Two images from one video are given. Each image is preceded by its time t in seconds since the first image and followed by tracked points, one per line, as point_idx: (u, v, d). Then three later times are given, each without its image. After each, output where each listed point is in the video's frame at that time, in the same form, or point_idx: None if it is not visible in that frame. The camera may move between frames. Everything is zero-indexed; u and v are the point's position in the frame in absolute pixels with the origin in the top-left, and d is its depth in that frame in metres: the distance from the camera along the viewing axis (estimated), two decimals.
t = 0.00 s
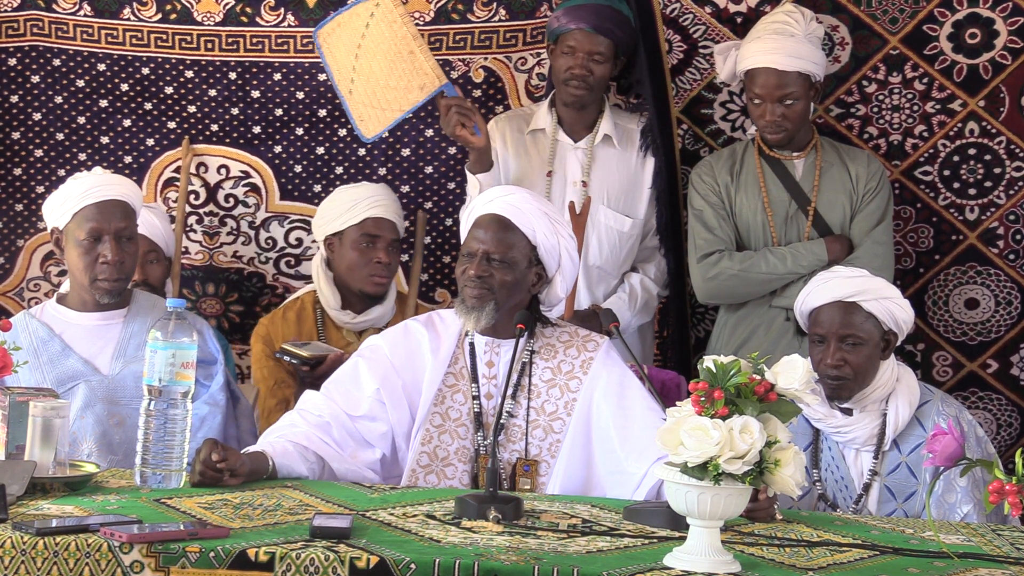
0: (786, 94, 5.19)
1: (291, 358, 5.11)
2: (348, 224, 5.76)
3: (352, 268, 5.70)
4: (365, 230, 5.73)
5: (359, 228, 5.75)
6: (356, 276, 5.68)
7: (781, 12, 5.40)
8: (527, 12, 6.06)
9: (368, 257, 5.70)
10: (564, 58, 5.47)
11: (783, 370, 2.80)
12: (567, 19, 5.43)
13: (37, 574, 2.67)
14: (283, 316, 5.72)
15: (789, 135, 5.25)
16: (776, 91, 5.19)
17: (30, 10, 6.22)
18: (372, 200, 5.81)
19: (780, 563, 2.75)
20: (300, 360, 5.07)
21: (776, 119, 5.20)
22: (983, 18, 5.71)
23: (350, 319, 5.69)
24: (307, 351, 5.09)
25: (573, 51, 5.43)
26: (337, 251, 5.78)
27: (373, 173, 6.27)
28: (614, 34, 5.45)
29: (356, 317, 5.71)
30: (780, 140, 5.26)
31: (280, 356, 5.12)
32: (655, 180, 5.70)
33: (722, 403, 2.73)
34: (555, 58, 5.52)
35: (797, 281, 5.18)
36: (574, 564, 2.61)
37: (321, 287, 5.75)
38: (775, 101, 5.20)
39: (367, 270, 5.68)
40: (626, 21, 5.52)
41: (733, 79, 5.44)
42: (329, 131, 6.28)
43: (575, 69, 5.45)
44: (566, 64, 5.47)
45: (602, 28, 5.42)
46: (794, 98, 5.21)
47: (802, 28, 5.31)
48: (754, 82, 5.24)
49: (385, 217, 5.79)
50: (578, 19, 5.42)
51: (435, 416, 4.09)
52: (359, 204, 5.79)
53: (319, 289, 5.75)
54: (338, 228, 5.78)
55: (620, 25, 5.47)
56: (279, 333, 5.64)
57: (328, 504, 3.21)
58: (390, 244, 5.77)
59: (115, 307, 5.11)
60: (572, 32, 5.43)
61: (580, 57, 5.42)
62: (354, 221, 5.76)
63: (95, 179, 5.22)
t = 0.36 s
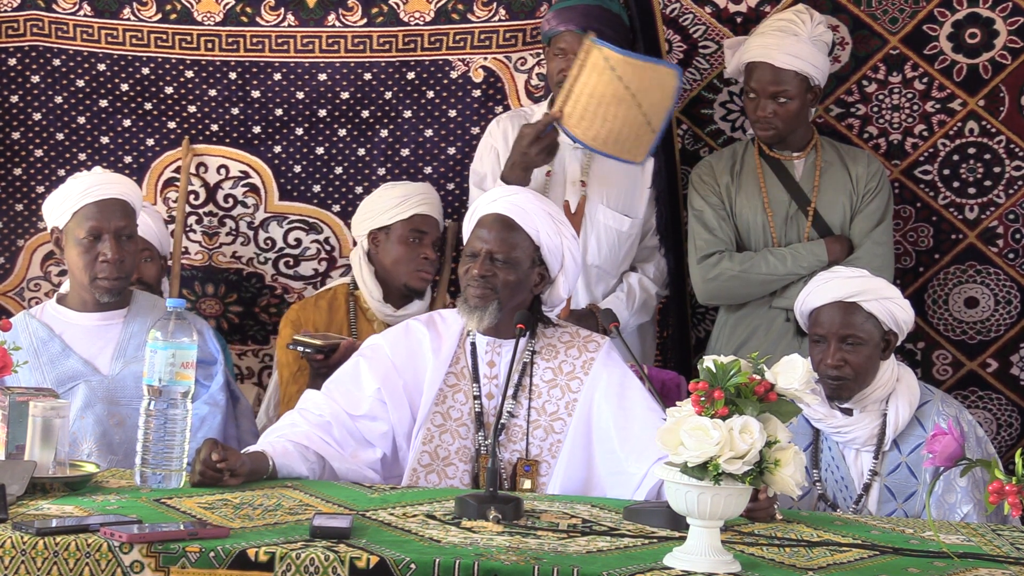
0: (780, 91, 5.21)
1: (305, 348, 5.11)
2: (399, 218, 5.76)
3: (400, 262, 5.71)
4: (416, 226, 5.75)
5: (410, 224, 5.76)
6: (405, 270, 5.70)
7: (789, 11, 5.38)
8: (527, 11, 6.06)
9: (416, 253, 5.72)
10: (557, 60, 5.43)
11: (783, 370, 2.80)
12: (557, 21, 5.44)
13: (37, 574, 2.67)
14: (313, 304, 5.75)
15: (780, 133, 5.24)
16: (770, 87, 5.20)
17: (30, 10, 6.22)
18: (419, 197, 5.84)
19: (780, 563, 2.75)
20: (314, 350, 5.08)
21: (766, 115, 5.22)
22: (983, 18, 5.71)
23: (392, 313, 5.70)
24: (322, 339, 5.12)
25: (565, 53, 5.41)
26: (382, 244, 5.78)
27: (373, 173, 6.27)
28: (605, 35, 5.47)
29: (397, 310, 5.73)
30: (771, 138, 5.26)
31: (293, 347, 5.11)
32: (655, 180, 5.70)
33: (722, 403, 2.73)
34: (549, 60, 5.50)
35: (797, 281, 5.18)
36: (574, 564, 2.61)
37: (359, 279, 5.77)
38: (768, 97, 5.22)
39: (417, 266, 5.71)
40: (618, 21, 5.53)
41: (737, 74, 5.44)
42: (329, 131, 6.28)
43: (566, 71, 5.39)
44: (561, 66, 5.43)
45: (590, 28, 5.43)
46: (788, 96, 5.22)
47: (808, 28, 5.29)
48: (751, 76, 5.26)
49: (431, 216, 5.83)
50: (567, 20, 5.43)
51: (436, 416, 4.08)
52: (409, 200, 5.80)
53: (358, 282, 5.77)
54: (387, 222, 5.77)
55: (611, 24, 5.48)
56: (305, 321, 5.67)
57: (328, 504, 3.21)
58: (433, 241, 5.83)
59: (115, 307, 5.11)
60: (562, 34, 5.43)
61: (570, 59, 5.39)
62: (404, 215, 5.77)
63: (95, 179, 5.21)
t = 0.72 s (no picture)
0: (780, 90, 5.20)
1: (315, 343, 5.07)
2: (397, 218, 5.76)
3: (401, 261, 5.70)
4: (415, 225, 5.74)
5: (409, 223, 5.75)
6: (408, 270, 5.68)
7: (789, 10, 5.38)
8: (527, 12, 6.06)
9: (418, 251, 5.70)
10: (563, 59, 5.47)
11: (783, 370, 2.80)
12: (565, 21, 5.43)
13: (37, 574, 2.67)
14: (324, 301, 5.78)
15: (780, 133, 5.24)
16: (771, 87, 5.20)
17: (30, 10, 6.21)
18: (418, 194, 5.82)
19: (779, 563, 2.75)
20: (322, 342, 5.05)
21: (766, 114, 5.21)
22: (983, 18, 5.71)
23: (400, 312, 5.70)
24: (331, 333, 5.11)
25: (571, 54, 5.43)
26: (384, 244, 5.78)
27: (373, 173, 6.27)
28: (611, 35, 5.44)
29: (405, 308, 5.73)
30: (772, 138, 5.25)
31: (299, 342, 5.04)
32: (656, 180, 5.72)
33: (722, 403, 2.73)
34: (555, 60, 5.53)
35: (797, 282, 5.18)
36: (574, 564, 2.61)
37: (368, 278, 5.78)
38: (769, 97, 5.21)
39: (419, 264, 5.69)
40: (625, 21, 5.50)
41: (737, 74, 5.45)
42: (329, 131, 6.28)
43: (573, 72, 5.45)
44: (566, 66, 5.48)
45: (599, 29, 5.41)
46: (788, 96, 5.22)
47: (807, 28, 5.30)
48: (751, 76, 5.26)
49: (432, 213, 5.80)
50: (575, 20, 5.42)
51: (436, 416, 4.08)
52: (408, 197, 5.79)
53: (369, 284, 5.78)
54: (387, 222, 5.77)
55: (618, 24, 5.45)
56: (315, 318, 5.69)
57: (327, 504, 3.21)
58: (437, 237, 5.80)
59: (115, 307, 5.11)
60: (570, 34, 5.43)
61: (578, 60, 5.43)
62: (403, 215, 5.76)
63: (96, 178, 5.21)
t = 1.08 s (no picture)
0: (783, 91, 5.20)
1: (310, 340, 5.07)
2: (360, 219, 5.78)
3: (372, 261, 5.71)
4: (377, 223, 5.74)
5: (371, 221, 5.76)
6: (377, 268, 5.69)
7: (785, 10, 5.38)
8: (527, 12, 6.05)
9: (384, 249, 5.70)
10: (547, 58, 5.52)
11: (783, 370, 2.80)
12: (542, 22, 5.50)
13: (37, 574, 2.67)
14: (314, 302, 5.78)
15: (786, 133, 5.25)
16: (774, 88, 5.20)
17: (30, 10, 6.21)
18: (376, 191, 5.82)
19: (780, 563, 2.75)
20: (317, 340, 5.05)
21: (772, 116, 5.21)
22: (983, 18, 5.71)
23: (380, 310, 5.70)
24: (325, 332, 5.11)
25: (552, 53, 5.48)
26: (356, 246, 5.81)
27: (373, 173, 6.27)
28: (588, 29, 5.44)
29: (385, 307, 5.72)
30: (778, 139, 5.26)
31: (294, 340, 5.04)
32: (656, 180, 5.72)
33: (722, 403, 2.73)
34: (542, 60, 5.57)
35: (797, 281, 5.18)
36: (575, 564, 2.61)
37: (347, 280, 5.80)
38: (772, 97, 5.22)
39: (386, 261, 5.68)
40: (604, 15, 5.51)
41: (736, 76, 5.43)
42: (329, 131, 6.28)
43: (555, 70, 5.48)
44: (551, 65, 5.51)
45: (574, 24, 5.44)
46: (791, 96, 5.22)
47: (805, 27, 5.30)
48: (752, 77, 5.26)
49: (395, 207, 5.77)
50: (550, 20, 5.48)
51: (436, 416, 4.08)
52: (367, 196, 5.81)
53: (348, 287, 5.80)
54: (353, 225, 5.81)
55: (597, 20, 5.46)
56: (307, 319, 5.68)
57: (327, 504, 3.21)
58: (404, 231, 5.76)
59: (115, 307, 5.11)
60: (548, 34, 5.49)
61: (558, 58, 5.47)
62: (363, 217, 5.79)
63: (96, 179, 5.22)
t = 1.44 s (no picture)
0: (781, 91, 5.20)
1: (314, 338, 4.83)
2: (312, 226, 5.81)
3: (332, 265, 5.72)
4: (328, 227, 5.75)
5: (322, 226, 5.77)
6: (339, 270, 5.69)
7: (783, 10, 5.39)
8: (527, 12, 6.06)
9: (339, 252, 5.70)
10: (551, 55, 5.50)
11: (783, 370, 2.80)
12: (544, 18, 5.49)
13: (37, 574, 2.67)
14: (291, 306, 5.86)
15: (784, 133, 5.24)
16: (773, 88, 5.20)
17: (30, 10, 6.21)
18: (320, 198, 5.83)
19: (780, 563, 2.75)
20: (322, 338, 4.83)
21: (771, 116, 5.20)
22: (983, 18, 5.71)
23: (347, 311, 5.71)
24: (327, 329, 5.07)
25: (556, 48, 5.47)
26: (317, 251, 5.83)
27: (373, 173, 6.27)
28: (591, 22, 5.46)
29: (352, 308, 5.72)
30: (776, 138, 5.25)
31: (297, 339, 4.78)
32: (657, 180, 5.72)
33: (722, 403, 2.73)
34: (545, 59, 5.55)
35: (797, 281, 5.18)
36: (575, 564, 2.61)
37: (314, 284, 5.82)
38: (770, 98, 5.21)
39: (343, 263, 5.68)
40: (604, 9, 5.52)
41: (734, 76, 5.42)
42: (330, 131, 6.28)
43: (560, 64, 5.46)
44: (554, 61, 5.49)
45: (576, 17, 5.45)
46: (789, 96, 5.22)
47: (803, 26, 5.31)
48: (751, 78, 5.25)
49: (342, 209, 5.76)
50: (552, 15, 5.47)
51: (436, 416, 4.08)
52: (314, 203, 5.83)
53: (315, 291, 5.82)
54: (311, 234, 5.82)
55: (600, 14, 5.49)
56: (284, 323, 5.76)
57: (327, 504, 3.21)
58: (358, 230, 5.74)
59: (115, 307, 5.11)
60: (551, 29, 5.47)
61: (562, 51, 5.45)
62: (315, 226, 5.80)
63: (96, 179, 5.22)
